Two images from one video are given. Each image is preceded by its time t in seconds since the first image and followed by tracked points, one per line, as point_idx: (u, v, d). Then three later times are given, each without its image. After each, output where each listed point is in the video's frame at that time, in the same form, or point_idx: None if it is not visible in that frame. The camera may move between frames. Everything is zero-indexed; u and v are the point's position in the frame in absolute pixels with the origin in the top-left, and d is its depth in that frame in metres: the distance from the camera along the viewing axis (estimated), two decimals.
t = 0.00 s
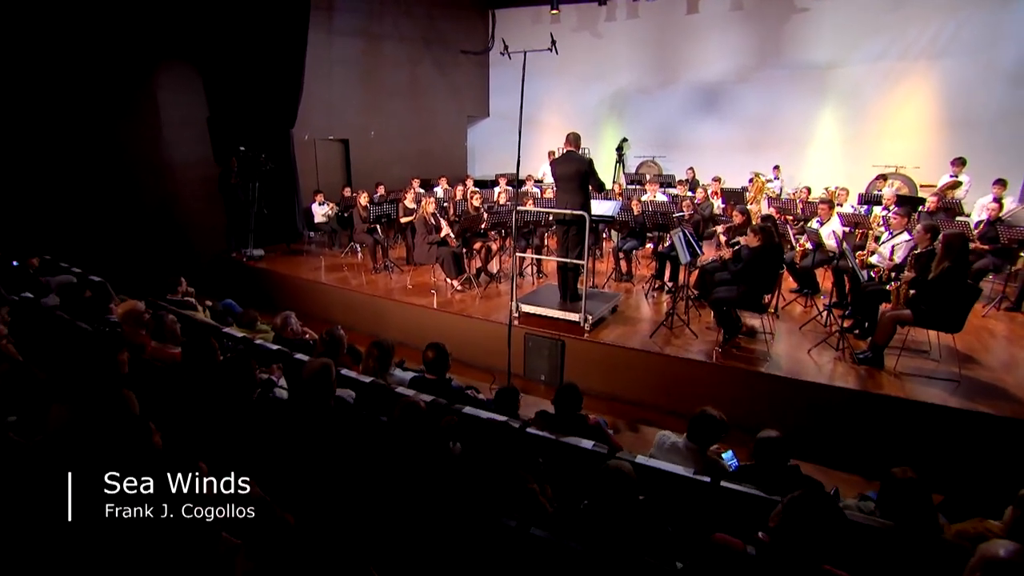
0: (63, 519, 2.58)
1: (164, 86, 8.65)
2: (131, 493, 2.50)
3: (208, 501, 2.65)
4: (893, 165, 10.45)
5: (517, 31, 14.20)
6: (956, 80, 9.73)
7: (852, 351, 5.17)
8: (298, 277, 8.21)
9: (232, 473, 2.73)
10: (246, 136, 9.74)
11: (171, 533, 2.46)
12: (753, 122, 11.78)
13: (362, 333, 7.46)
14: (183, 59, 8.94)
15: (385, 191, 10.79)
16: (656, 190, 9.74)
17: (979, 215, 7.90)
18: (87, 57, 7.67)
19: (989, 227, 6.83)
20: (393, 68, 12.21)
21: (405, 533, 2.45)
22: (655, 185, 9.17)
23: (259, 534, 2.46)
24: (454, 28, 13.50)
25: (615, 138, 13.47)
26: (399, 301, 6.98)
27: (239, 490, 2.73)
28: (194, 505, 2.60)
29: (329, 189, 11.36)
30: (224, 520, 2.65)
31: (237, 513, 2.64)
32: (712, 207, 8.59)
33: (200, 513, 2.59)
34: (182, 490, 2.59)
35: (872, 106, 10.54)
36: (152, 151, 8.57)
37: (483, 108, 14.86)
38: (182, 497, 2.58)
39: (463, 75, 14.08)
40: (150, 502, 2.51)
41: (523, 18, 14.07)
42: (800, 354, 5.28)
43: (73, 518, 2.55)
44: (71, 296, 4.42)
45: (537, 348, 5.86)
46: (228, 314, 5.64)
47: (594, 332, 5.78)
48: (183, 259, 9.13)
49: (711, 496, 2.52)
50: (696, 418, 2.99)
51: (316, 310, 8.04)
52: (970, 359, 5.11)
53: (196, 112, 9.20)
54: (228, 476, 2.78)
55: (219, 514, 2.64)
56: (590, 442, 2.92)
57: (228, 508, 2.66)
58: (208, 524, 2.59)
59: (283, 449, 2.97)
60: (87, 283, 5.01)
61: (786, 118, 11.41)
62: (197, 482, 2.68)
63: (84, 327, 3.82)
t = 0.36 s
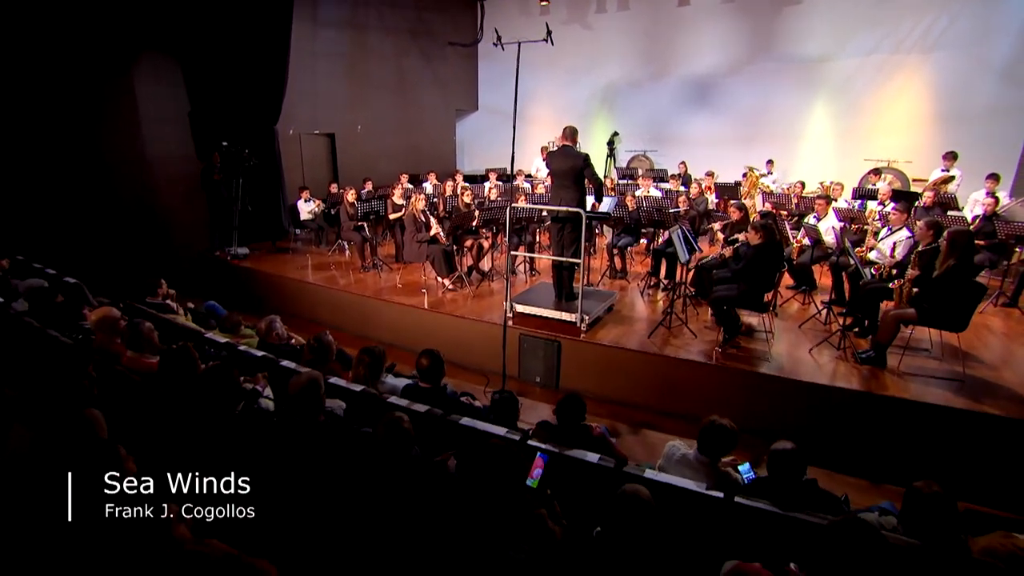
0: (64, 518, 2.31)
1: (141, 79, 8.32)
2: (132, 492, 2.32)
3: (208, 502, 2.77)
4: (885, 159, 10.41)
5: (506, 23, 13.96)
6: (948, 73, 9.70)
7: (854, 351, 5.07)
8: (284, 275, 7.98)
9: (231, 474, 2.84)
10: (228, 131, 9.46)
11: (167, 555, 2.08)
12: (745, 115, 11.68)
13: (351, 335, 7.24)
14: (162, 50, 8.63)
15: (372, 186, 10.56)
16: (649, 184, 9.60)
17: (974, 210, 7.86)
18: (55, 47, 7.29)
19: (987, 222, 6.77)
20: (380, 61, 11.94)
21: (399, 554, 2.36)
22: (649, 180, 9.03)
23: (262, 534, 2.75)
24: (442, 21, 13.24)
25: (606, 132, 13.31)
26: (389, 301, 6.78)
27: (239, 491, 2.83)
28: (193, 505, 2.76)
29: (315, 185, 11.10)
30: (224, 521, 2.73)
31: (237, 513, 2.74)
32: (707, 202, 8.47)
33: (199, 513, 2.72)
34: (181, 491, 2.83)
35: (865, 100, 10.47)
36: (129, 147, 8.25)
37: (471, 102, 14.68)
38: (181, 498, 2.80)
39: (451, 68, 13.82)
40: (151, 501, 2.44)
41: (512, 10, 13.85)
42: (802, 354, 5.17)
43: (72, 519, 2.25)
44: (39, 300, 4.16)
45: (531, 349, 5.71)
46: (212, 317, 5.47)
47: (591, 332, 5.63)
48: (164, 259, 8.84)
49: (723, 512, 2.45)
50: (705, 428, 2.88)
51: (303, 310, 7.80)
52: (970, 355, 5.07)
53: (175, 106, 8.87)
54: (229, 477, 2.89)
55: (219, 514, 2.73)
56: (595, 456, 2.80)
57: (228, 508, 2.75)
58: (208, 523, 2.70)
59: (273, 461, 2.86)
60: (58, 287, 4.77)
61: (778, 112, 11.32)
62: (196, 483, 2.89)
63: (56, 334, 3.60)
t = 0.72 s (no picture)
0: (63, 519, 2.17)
1: (118, 74, 8.01)
2: (131, 493, 2.78)
3: (208, 501, 2.72)
4: (876, 155, 10.37)
5: (494, 16, 13.72)
6: (939, 67, 9.65)
7: (856, 352, 4.98)
8: (269, 276, 7.74)
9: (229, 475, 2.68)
10: (209, 128, 9.16)
11: None
12: (736, 110, 11.57)
13: (339, 338, 7.01)
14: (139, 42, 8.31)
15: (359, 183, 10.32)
16: (642, 181, 9.46)
17: (969, 208, 7.81)
18: (25, 39, 6.97)
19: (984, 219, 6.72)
20: (366, 54, 11.66)
21: None
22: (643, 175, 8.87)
23: (262, 535, 2.67)
24: (429, 13, 12.98)
25: (596, 127, 13.14)
26: (378, 302, 6.56)
27: (239, 491, 2.72)
28: (193, 505, 2.73)
29: (300, 183, 10.83)
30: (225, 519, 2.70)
31: (237, 513, 2.69)
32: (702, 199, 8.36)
33: (199, 513, 2.69)
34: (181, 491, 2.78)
35: (856, 95, 10.39)
36: (106, 144, 7.95)
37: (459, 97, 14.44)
38: (181, 498, 2.74)
39: (439, 62, 13.57)
40: (150, 501, 2.78)
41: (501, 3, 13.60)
42: (804, 356, 5.06)
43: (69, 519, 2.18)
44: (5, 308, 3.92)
45: (526, 352, 5.55)
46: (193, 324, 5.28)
47: (587, 334, 5.47)
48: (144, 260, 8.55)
49: (739, 533, 2.33)
50: (713, 441, 2.85)
51: (289, 312, 7.58)
52: (971, 355, 5.00)
53: (154, 101, 8.57)
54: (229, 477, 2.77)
55: (219, 514, 2.68)
56: (602, 473, 2.67)
57: (228, 508, 2.69)
58: (208, 523, 2.67)
59: (265, 468, 2.66)
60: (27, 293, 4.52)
61: (769, 107, 11.23)
62: (197, 482, 2.78)
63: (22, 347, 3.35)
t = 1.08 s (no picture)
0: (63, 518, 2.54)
1: (92, 69, 7.68)
2: (131, 493, 2.55)
3: (208, 501, 2.52)
4: (869, 151, 10.30)
5: (483, 9, 13.46)
6: (932, 61, 9.58)
7: (859, 355, 4.87)
8: (253, 279, 7.50)
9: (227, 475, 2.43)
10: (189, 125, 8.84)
11: None
12: (728, 105, 11.44)
13: (327, 343, 6.80)
14: (115, 35, 7.97)
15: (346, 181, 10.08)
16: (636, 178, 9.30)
17: (966, 207, 7.72)
18: None
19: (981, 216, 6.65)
20: (352, 47, 11.36)
21: None
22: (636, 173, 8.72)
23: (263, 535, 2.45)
24: (416, 7, 12.69)
25: (587, 123, 12.97)
26: (367, 306, 6.35)
27: (238, 491, 2.48)
28: (194, 504, 2.53)
29: (285, 181, 10.53)
30: (226, 519, 2.50)
31: (237, 513, 2.48)
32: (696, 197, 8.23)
33: (200, 513, 2.50)
34: (182, 490, 2.55)
35: (849, 90, 10.31)
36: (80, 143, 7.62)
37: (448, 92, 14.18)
38: (181, 498, 2.53)
39: (426, 56, 13.29)
40: (150, 501, 2.56)
41: None
42: (805, 359, 4.93)
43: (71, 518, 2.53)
44: None
45: (521, 357, 5.37)
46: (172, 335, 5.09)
47: (584, 339, 5.29)
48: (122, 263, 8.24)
49: (760, 563, 2.19)
50: (723, 460, 2.73)
51: (275, 316, 7.34)
52: (975, 356, 4.91)
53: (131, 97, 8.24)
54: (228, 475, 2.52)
55: (219, 514, 2.50)
56: (610, 498, 2.51)
57: (228, 508, 2.49)
58: (209, 523, 2.49)
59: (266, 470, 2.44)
60: None
61: (761, 102, 11.11)
62: (197, 481, 2.54)
63: None
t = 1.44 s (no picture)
0: (63, 519, 2.43)
1: (68, 65, 7.38)
2: (131, 493, 2.48)
3: (208, 501, 2.45)
4: (866, 147, 10.20)
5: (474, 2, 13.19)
6: (931, 57, 9.46)
7: (867, 360, 4.73)
8: (240, 282, 7.27)
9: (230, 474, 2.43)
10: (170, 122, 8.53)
11: None
12: (724, 101, 11.29)
13: (317, 349, 6.59)
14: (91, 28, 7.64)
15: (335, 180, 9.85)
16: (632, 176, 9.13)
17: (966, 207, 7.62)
18: None
19: (985, 215, 6.55)
20: (340, 42, 11.07)
21: None
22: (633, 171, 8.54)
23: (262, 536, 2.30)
24: None
25: (580, 119, 12.77)
26: (359, 311, 6.13)
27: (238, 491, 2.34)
28: (194, 505, 2.46)
29: (272, 180, 10.26)
30: (225, 521, 2.39)
31: (237, 513, 2.37)
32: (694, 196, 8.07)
33: (200, 513, 2.42)
34: (183, 490, 2.51)
35: (846, 86, 10.18)
36: (57, 141, 7.34)
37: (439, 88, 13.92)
38: (182, 498, 2.48)
39: (417, 51, 13.03)
40: (150, 502, 2.48)
41: None
42: (811, 365, 4.79)
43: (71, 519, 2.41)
44: None
45: (518, 365, 5.20)
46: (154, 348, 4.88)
47: (584, 345, 5.11)
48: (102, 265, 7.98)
49: None
50: (741, 484, 2.60)
51: (262, 320, 7.12)
52: (984, 361, 4.79)
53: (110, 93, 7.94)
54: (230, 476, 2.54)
55: (219, 514, 2.40)
56: (622, 529, 2.36)
57: (227, 507, 2.40)
58: (208, 523, 2.38)
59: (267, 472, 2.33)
60: None
61: (757, 98, 10.98)
62: (198, 481, 2.54)
63: None
